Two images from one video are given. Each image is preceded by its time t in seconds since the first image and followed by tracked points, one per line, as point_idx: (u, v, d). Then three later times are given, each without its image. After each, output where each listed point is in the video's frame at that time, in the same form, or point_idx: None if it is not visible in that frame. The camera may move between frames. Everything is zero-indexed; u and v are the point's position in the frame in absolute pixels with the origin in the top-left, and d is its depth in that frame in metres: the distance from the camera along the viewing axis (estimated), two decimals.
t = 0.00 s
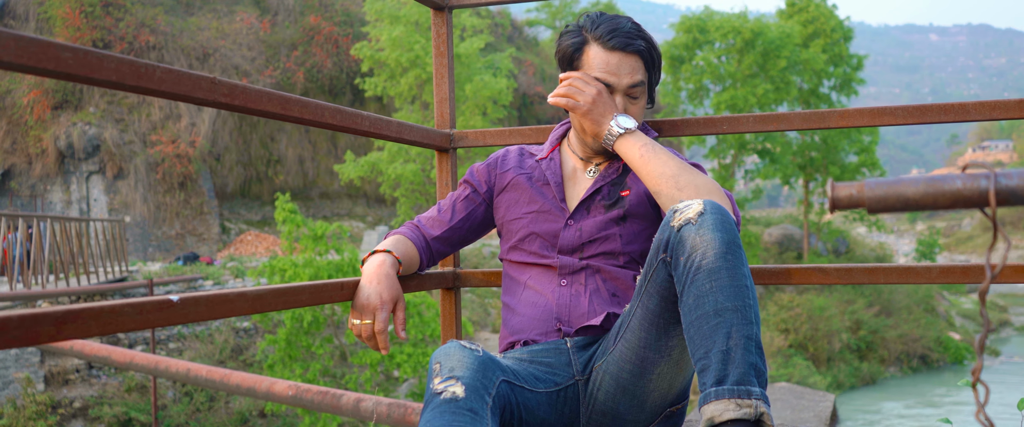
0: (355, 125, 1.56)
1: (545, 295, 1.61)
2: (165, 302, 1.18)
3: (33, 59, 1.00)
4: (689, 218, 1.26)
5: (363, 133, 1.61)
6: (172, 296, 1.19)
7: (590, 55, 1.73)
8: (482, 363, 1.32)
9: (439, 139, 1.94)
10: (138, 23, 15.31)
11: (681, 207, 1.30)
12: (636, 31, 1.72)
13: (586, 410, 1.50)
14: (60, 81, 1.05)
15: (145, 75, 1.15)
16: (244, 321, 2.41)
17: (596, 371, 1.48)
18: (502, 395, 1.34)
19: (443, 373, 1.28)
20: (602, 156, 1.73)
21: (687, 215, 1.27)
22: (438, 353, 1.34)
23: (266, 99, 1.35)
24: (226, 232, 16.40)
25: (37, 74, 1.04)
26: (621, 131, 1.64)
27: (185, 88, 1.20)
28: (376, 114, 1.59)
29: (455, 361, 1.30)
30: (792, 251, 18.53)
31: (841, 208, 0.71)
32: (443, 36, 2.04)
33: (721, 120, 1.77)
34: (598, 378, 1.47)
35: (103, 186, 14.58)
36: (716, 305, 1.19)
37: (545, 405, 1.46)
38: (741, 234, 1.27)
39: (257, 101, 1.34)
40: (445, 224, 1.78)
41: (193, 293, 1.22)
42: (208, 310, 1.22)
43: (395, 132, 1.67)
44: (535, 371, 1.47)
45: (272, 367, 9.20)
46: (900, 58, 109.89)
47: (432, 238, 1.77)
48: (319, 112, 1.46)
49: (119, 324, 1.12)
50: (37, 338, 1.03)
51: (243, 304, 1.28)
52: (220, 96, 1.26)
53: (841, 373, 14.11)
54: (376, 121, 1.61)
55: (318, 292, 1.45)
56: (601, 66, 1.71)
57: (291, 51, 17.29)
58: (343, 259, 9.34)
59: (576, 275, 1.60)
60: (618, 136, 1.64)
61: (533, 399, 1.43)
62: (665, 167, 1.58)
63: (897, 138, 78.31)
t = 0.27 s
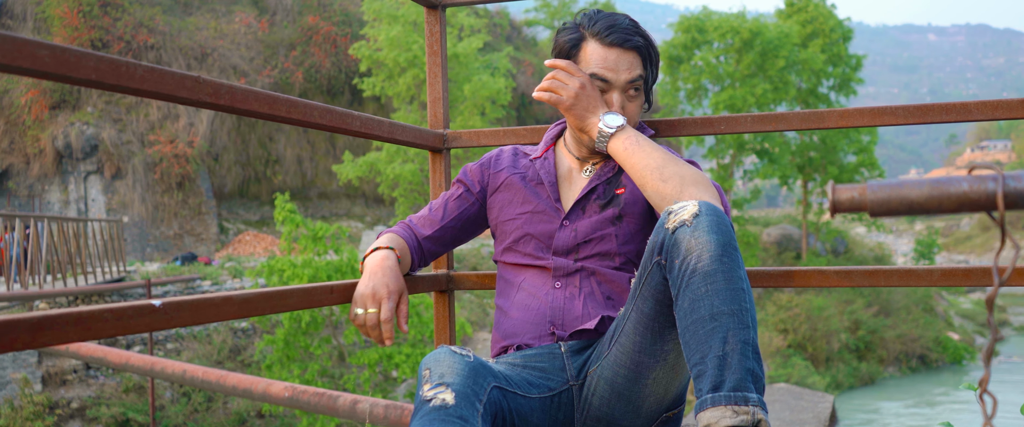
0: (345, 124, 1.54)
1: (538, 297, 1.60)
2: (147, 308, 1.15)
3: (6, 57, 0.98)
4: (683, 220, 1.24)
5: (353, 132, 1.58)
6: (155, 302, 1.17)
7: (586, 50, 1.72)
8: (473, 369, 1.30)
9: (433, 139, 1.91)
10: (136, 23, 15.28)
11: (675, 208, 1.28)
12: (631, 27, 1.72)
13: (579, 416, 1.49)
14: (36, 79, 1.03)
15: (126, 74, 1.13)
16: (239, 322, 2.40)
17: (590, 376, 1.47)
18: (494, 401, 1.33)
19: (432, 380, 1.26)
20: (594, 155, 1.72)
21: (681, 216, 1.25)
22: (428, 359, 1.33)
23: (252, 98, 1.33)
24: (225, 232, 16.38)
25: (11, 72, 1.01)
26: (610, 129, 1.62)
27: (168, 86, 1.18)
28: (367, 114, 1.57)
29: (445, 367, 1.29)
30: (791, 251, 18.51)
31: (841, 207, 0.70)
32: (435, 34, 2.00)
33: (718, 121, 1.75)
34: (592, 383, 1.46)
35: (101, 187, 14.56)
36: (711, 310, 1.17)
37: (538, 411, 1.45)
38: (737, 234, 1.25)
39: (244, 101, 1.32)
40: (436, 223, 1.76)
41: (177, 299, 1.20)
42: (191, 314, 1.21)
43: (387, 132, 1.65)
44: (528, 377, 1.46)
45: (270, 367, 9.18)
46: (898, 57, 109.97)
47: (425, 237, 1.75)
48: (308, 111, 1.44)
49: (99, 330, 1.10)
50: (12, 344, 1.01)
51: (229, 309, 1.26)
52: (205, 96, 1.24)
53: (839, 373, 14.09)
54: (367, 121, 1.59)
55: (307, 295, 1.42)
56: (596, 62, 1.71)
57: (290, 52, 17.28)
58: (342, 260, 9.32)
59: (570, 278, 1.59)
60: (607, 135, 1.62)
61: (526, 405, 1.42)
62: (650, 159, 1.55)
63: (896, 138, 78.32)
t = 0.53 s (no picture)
0: (336, 125, 1.52)
1: (531, 299, 1.57)
2: (131, 312, 1.19)
3: None
4: (680, 222, 1.22)
5: (344, 133, 1.56)
6: (139, 306, 1.20)
7: (563, 48, 1.71)
8: (466, 374, 1.28)
9: (426, 140, 1.88)
10: (134, 23, 15.25)
11: (672, 209, 1.27)
12: (611, 25, 1.69)
13: (575, 419, 1.48)
14: (16, 79, 1.02)
15: (108, 73, 1.12)
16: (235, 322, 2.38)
17: (586, 380, 1.45)
18: (488, 407, 1.31)
19: (425, 385, 1.25)
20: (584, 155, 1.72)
21: (677, 218, 1.23)
22: (421, 364, 1.31)
23: (239, 98, 1.31)
24: (223, 232, 16.36)
25: None
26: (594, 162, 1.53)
27: (152, 86, 1.17)
28: (359, 114, 1.55)
29: (437, 372, 1.27)
30: (790, 251, 18.50)
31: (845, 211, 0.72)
32: (430, 33, 2.00)
33: (717, 121, 1.74)
34: (588, 387, 1.44)
35: (98, 186, 14.53)
36: (708, 314, 1.16)
37: (533, 416, 1.43)
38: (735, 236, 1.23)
39: (231, 101, 1.30)
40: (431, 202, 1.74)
41: (163, 303, 1.23)
42: (176, 319, 1.24)
43: (379, 132, 1.63)
44: (523, 381, 1.45)
45: (268, 368, 9.15)
46: (897, 58, 110.06)
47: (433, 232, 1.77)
48: (297, 112, 1.42)
49: (81, 335, 1.12)
50: None
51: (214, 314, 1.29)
52: (191, 95, 1.22)
53: (838, 373, 14.07)
54: (359, 121, 1.57)
55: (295, 298, 1.44)
56: (572, 60, 1.68)
57: (288, 51, 17.27)
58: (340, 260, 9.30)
59: (565, 279, 1.56)
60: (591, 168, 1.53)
61: (521, 410, 1.40)
62: (647, 188, 1.51)
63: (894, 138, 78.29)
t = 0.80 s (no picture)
0: (331, 125, 1.50)
1: (528, 302, 1.54)
2: (120, 316, 1.15)
3: None
4: (680, 224, 1.21)
5: (339, 134, 1.54)
6: (129, 310, 1.17)
7: (532, 50, 1.65)
8: (465, 378, 1.27)
9: (422, 141, 1.85)
10: (131, 22, 15.21)
11: (671, 212, 1.26)
12: (577, 25, 1.61)
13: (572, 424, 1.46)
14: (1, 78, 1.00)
15: (96, 73, 1.09)
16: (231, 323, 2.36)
17: (584, 385, 1.43)
18: (487, 411, 1.29)
19: (422, 389, 1.23)
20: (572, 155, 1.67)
21: (677, 220, 1.22)
22: (419, 367, 1.30)
23: (231, 97, 1.28)
24: (220, 232, 16.33)
25: None
26: (620, 228, 1.46)
27: (141, 87, 1.14)
28: (353, 113, 1.52)
29: (436, 376, 1.25)
30: (788, 251, 18.49)
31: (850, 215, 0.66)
32: (426, 33, 1.96)
33: (716, 122, 1.72)
34: (585, 392, 1.42)
35: (95, 187, 14.49)
36: (708, 318, 1.15)
37: (531, 421, 1.41)
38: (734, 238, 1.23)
39: (223, 102, 1.27)
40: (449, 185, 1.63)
41: (154, 307, 1.21)
42: (168, 324, 1.21)
43: (375, 133, 1.61)
44: (521, 385, 1.42)
45: (266, 368, 9.12)
46: (895, 58, 110.16)
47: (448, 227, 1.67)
48: (290, 112, 1.40)
49: (67, 342, 1.08)
50: None
51: (208, 317, 1.26)
52: (181, 95, 1.20)
53: (836, 373, 14.06)
54: (354, 121, 1.55)
55: (290, 302, 1.42)
56: (537, 60, 1.62)
57: (285, 51, 17.27)
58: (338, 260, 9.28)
59: (565, 282, 1.53)
60: (619, 234, 1.46)
61: (519, 414, 1.38)
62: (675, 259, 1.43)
63: (892, 138, 78.35)
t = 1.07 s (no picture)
0: (323, 125, 1.48)
1: (530, 307, 1.50)
2: (106, 321, 1.12)
3: None
4: (680, 227, 1.21)
5: (332, 133, 1.52)
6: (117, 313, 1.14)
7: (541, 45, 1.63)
8: (463, 383, 1.25)
9: (417, 140, 1.81)
10: (129, 22, 15.18)
11: (671, 215, 1.25)
12: (587, 23, 1.59)
13: None
14: None
15: (83, 72, 1.07)
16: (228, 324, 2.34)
17: (581, 390, 1.41)
18: (484, 417, 1.28)
19: (420, 393, 1.22)
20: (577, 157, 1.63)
21: (678, 223, 1.22)
22: (416, 371, 1.28)
23: (222, 97, 1.27)
24: (218, 232, 16.30)
25: None
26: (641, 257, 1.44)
27: (129, 86, 1.12)
28: (346, 114, 1.50)
29: (433, 379, 1.24)
30: (786, 252, 18.48)
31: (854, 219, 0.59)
32: (421, 33, 1.94)
33: (715, 122, 1.69)
34: (583, 397, 1.40)
35: (93, 187, 14.45)
36: (709, 322, 1.13)
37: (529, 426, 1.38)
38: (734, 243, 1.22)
39: (213, 103, 1.25)
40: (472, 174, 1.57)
41: (141, 311, 1.18)
42: (156, 328, 1.19)
43: (369, 134, 1.59)
44: (518, 389, 1.39)
45: (263, 369, 9.10)
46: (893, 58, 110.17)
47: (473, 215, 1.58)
48: (283, 113, 1.38)
49: (52, 347, 1.06)
50: None
51: (197, 320, 1.24)
52: (170, 96, 1.17)
53: (834, 373, 14.05)
54: (347, 121, 1.53)
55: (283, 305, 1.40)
56: (545, 57, 1.59)
57: (283, 51, 17.26)
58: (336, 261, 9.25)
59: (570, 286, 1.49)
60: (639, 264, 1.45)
61: (516, 419, 1.35)
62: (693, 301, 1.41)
63: (889, 138, 78.40)
